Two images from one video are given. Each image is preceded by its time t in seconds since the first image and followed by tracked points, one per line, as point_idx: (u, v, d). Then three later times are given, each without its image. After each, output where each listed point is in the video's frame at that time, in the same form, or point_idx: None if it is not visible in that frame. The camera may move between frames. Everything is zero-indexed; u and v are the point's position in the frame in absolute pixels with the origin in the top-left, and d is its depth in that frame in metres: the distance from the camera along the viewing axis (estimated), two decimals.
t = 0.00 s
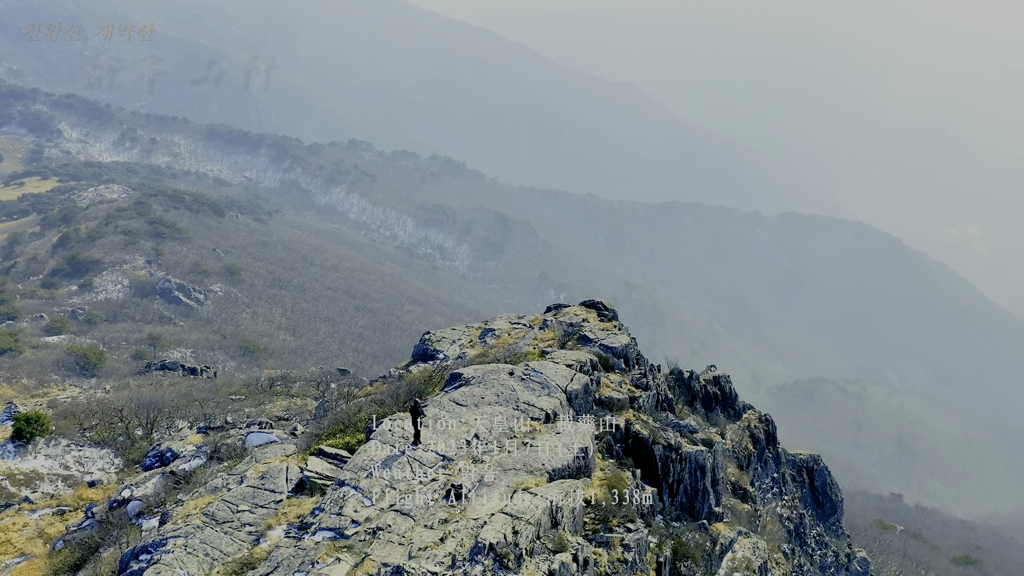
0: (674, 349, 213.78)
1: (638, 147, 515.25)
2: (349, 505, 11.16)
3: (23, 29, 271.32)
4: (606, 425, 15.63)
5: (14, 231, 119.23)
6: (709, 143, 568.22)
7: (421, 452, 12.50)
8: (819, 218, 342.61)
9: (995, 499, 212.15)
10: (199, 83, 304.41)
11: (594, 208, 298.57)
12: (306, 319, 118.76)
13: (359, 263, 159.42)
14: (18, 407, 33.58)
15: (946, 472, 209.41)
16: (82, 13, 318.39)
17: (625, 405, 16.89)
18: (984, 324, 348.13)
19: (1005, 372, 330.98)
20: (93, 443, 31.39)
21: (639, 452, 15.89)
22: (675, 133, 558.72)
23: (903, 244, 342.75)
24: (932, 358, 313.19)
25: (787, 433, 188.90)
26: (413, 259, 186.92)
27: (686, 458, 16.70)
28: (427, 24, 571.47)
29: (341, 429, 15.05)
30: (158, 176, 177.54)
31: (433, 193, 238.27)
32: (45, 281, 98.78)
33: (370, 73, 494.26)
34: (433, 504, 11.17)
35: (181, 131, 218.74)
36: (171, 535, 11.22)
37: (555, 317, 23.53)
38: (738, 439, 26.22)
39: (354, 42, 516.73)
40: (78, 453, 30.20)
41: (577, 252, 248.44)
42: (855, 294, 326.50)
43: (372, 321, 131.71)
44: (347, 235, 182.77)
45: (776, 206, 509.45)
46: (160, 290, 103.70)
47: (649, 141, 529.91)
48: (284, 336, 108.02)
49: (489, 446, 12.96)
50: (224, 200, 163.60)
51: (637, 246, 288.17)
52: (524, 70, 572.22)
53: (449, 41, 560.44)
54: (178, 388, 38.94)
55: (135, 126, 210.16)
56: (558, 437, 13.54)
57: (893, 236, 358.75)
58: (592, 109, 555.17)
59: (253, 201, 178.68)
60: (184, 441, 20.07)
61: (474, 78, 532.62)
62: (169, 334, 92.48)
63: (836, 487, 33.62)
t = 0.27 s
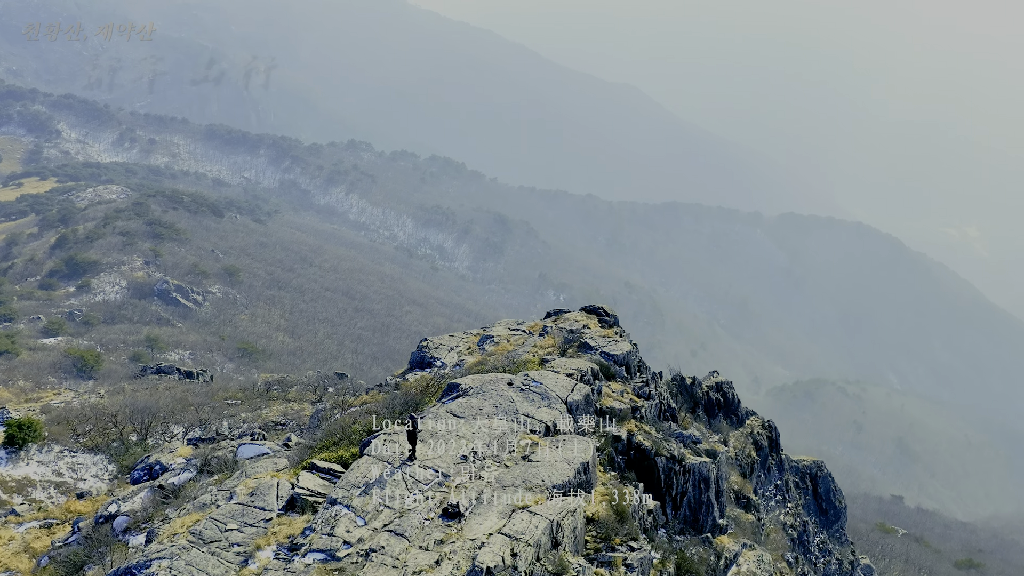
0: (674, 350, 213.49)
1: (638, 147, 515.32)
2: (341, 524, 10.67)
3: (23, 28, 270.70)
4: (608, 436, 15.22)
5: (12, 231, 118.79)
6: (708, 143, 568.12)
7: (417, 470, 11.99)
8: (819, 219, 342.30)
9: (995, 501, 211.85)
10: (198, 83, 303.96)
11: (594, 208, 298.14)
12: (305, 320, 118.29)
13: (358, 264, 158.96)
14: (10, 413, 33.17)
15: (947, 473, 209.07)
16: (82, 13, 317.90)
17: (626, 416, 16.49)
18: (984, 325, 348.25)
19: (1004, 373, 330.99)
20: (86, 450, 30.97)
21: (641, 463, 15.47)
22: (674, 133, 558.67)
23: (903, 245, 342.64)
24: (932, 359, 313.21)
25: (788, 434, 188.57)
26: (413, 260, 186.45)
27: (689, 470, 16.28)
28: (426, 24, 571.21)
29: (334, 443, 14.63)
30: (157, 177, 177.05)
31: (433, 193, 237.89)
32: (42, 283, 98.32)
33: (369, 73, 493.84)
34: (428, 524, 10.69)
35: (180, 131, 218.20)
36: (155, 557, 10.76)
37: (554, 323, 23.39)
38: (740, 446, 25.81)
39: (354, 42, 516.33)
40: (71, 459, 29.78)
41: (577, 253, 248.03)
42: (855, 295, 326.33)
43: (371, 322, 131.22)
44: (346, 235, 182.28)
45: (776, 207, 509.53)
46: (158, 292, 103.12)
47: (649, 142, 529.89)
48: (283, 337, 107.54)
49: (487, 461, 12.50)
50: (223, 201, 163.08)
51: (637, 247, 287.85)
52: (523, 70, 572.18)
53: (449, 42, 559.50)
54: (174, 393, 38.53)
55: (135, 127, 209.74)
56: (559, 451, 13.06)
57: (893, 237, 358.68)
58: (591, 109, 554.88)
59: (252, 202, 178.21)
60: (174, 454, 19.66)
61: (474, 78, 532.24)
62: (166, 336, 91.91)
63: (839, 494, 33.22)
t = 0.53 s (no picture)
0: (675, 351, 213.09)
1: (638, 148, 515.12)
2: (332, 544, 10.18)
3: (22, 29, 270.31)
4: (609, 448, 14.81)
5: (10, 232, 118.29)
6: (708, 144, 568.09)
7: (412, 486, 11.49)
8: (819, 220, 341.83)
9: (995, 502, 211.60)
10: (198, 83, 303.56)
11: (594, 209, 297.71)
12: (304, 321, 117.84)
13: (357, 265, 158.47)
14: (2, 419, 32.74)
15: (947, 474, 208.74)
16: (82, 14, 317.56)
17: (628, 426, 16.08)
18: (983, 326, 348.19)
19: (1004, 374, 331.03)
20: (80, 456, 30.53)
21: (644, 475, 15.03)
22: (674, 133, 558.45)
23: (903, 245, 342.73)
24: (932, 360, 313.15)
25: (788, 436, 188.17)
26: (413, 260, 186.02)
27: (693, 482, 15.85)
28: (426, 24, 570.94)
29: (327, 456, 14.22)
30: (156, 177, 176.57)
31: (433, 194, 237.51)
32: (40, 284, 97.82)
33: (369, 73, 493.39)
34: (423, 544, 10.19)
35: (179, 131, 217.70)
36: None
37: (553, 329, 23.09)
38: (744, 454, 25.38)
39: (353, 42, 515.86)
40: (64, 466, 29.33)
41: (577, 253, 247.60)
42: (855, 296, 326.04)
43: (371, 324, 130.80)
44: (346, 236, 181.85)
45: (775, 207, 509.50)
46: (156, 293, 102.54)
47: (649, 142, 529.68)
48: (281, 339, 107.11)
49: (485, 476, 12.01)
50: (222, 201, 162.64)
51: (637, 248, 287.55)
52: (523, 71, 571.88)
53: (449, 42, 559.12)
54: (169, 397, 38.08)
55: (134, 127, 209.23)
56: (561, 466, 12.55)
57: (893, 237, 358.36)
58: (591, 109, 554.51)
59: (251, 202, 177.76)
60: (163, 466, 19.11)
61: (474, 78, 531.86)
62: (164, 337, 91.32)
63: (843, 500, 32.78)
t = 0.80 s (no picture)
0: (675, 352, 212.75)
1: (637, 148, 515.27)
2: (322, 568, 9.61)
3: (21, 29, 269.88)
4: (611, 460, 14.43)
5: (8, 233, 117.89)
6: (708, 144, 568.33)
7: (406, 504, 10.96)
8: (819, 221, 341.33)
9: (995, 503, 211.61)
10: (197, 83, 303.10)
11: (593, 209, 297.38)
12: (303, 322, 117.43)
13: (357, 265, 158.09)
14: None
15: (948, 475, 208.59)
16: (81, 14, 317.18)
17: (631, 437, 15.69)
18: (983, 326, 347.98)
19: (1004, 374, 331.28)
20: (73, 461, 30.04)
21: (647, 486, 14.63)
22: (674, 133, 558.44)
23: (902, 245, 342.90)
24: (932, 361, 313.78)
25: (788, 436, 187.81)
26: (412, 261, 185.69)
27: (698, 494, 15.46)
28: (426, 24, 570.36)
29: (320, 470, 13.75)
30: (155, 178, 176.11)
31: (432, 194, 237.25)
32: (38, 285, 97.33)
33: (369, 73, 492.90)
34: (417, 566, 9.67)
35: (179, 132, 217.18)
36: None
37: (553, 336, 22.82)
38: (747, 461, 24.96)
39: (353, 42, 515.73)
40: (56, 473, 28.93)
41: (576, 254, 247.28)
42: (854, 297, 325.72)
43: (370, 324, 130.60)
44: (345, 236, 181.58)
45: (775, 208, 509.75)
46: (154, 294, 102.02)
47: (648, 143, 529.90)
48: (280, 340, 106.73)
49: (482, 493, 11.50)
50: (221, 202, 162.27)
51: (637, 248, 287.38)
52: (523, 71, 571.46)
53: (449, 42, 558.61)
54: (165, 401, 37.76)
55: (133, 127, 208.84)
56: (562, 482, 12.08)
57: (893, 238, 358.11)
58: (591, 109, 554.01)
59: (251, 203, 177.48)
60: (152, 479, 18.62)
61: (474, 78, 531.51)
62: (163, 339, 90.84)
63: (848, 507, 32.33)
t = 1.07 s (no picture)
0: (675, 353, 212.27)
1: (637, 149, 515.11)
2: None
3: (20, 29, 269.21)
4: (614, 474, 13.96)
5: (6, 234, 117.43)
6: (708, 144, 567.99)
7: (400, 525, 10.42)
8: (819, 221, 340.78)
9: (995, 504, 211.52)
10: (197, 83, 302.45)
11: (593, 209, 296.90)
12: (302, 324, 117.01)
13: (356, 266, 157.64)
14: None
15: (948, 476, 208.28)
16: (81, 14, 316.57)
17: (635, 449, 15.22)
18: (983, 326, 347.79)
19: (1004, 375, 331.25)
20: (66, 468, 29.60)
21: (650, 500, 14.20)
22: (674, 133, 558.18)
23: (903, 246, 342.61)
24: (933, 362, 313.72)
25: (789, 438, 187.26)
26: (412, 262, 185.34)
27: (703, 509, 14.98)
28: (426, 24, 569.42)
29: (312, 486, 13.29)
30: (154, 178, 175.65)
31: (432, 194, 236.77)
32: (36, 287, 96.80)
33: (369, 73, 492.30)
34: None
35: (178, 132, 216.65)
36: None
37: (552, 342, 22.53)
38: (751, 469, 24.52)
39: (353, 43, 515.20)
40: (49, 480, 28.51)
41: (576, 254, 246.90)
42: (855, 297, 325.27)
43: (370, 325, 130.21)
44: (345, 237, 181.21)
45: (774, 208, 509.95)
46: (153, 296, 101.51)
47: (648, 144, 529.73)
48: (279, 342, 106.23)
49: (479, 511, 11.00)
50: (221, 203, 161.91)
51: (637, 248, 286.92)
52: (523, 71, 570.86)
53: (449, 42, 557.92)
54: (160, 406, 37.36)
55: (133, 128, 208.40)
56: (562, 500, 11.60)
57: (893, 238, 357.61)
58: (591, 109, 553.71)
59: (250, 203, 177.05)
60: (141, 493, 18.09)
61: (474, 79, 530.89)
62: (161, 340, 90.34)
63: (852, 514, 31.92)
